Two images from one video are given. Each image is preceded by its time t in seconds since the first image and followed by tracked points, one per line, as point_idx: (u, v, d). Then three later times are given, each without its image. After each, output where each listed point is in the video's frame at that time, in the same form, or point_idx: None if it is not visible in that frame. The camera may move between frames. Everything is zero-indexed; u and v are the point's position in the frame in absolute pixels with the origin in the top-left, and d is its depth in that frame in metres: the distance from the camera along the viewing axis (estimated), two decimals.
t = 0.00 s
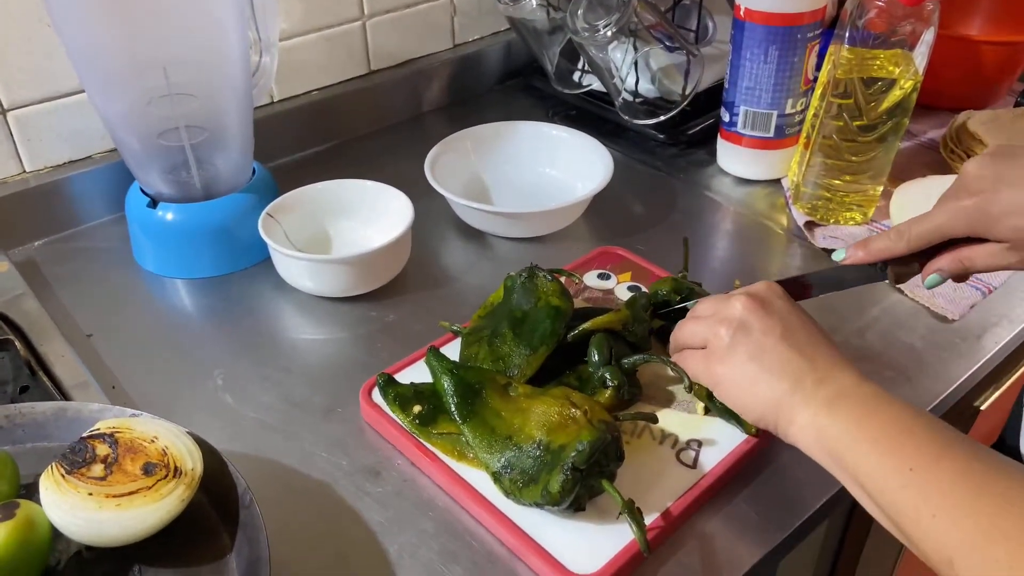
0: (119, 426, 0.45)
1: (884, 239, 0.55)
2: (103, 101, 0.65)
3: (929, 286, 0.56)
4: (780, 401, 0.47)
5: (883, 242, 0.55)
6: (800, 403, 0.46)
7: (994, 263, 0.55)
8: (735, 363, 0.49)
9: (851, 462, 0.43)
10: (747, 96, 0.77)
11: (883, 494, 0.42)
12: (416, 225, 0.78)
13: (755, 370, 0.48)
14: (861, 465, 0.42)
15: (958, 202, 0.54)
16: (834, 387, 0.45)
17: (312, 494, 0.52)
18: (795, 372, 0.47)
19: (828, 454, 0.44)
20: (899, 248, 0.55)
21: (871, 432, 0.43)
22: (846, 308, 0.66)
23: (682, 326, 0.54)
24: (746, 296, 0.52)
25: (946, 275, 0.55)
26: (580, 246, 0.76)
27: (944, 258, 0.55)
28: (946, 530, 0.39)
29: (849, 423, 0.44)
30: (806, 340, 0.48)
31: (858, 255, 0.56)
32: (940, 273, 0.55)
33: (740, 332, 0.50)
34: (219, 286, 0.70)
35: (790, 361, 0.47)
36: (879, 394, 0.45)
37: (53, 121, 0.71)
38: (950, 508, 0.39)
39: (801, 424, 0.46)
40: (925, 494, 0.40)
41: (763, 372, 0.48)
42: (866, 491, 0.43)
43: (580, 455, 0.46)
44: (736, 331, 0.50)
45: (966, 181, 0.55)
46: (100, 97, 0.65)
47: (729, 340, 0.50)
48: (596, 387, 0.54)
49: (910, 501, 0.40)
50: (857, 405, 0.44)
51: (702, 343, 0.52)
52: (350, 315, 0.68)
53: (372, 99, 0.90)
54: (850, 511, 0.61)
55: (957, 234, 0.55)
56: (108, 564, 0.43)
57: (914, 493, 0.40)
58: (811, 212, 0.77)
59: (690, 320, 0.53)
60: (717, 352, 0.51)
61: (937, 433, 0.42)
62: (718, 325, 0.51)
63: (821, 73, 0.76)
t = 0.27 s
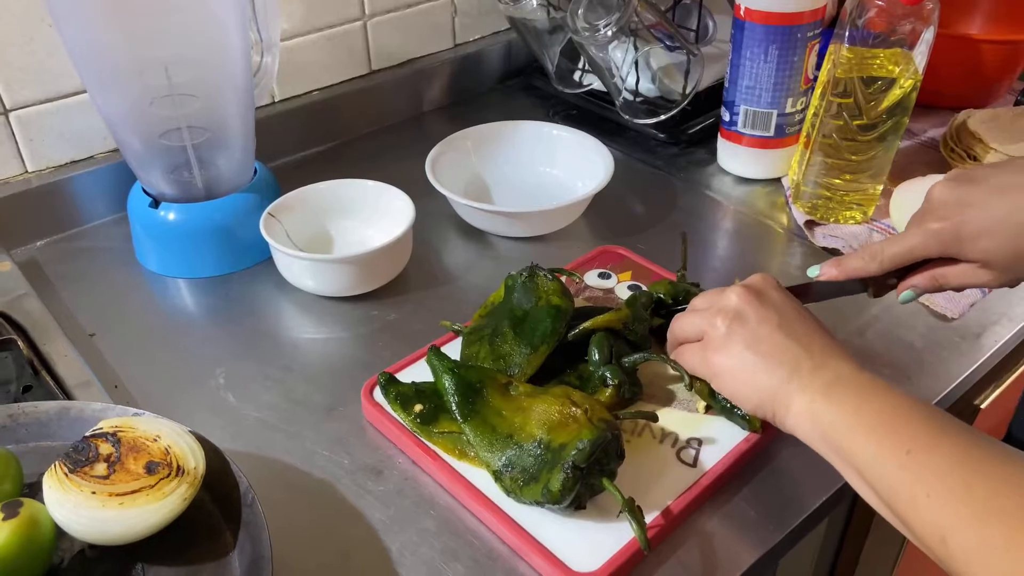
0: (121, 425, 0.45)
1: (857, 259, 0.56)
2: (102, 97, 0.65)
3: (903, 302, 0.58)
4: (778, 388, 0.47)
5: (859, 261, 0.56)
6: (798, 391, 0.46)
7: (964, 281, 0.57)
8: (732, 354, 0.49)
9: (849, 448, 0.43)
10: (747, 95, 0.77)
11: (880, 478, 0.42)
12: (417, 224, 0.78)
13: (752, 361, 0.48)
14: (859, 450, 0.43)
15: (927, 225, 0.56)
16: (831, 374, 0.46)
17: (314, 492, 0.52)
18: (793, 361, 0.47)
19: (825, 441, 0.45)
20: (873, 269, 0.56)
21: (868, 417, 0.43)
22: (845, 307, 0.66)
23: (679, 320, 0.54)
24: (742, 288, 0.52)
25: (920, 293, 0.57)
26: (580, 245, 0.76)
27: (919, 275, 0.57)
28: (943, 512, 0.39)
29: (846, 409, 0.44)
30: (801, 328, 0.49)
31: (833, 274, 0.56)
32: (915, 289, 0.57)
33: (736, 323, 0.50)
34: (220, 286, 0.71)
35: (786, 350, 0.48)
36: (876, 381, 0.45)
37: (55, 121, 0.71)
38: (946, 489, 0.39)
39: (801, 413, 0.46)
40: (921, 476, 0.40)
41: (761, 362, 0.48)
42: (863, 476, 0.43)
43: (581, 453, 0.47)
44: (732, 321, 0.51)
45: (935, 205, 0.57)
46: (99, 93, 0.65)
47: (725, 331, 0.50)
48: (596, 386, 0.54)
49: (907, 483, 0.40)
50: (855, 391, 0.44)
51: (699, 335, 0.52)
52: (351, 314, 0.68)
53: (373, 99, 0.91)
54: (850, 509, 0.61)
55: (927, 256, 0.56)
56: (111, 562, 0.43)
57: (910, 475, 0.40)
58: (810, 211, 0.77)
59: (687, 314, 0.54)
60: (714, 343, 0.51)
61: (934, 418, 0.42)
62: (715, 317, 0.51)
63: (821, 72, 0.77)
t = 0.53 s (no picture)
0: (123, 424, 0.45)
1: (923, 232, 0.64)
2: (103, 96, 0.65)
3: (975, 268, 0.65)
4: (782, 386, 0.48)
5: (920, 235, 0.64)
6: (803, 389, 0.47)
7: None
8: (735, 351, 0.51)
9: (855, 444, 0.44)
10: (747, 95, 0.77)
11: (887, 472, 0.43)
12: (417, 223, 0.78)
13: (757, 360, 0.50)
14: (865, 445, 0.44)
15: (988, 185, 0.63)
16: (835, 371, 0.47)
17: (315, 491, 0.52)
18: (795, 365, 0.48)
19: (832, 438, 0.46)
20: (937, 238, 0.63)
21: (872, 412, 0.44)
22: (846, 305, 0.67)
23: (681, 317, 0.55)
24: (742, 288, 0.54)
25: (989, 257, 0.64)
26: (581, 244, 0.76)
27: (987, 239, 0.64)
28: (949, 500, 0.40)
29: (852, 405, 0.45)
30: (802, 327, 0.51)
31: (896, 249, 0.64)
32: (985, 255, 0.64)
33: (739, 322, 0.52)
34: (222, 285, 0.71)
35: (790, 349, 0.49)
36: (879, 377, 0.47)
37: (56, 121, 0.72)
38: (952, 478, 0.40)
39: (807, 410, 0.47)
40: (927, 467, 0.41)
41: (766, 361, 0.49)
42: (870, 471, 0.44)
43: (581, 452, 0.47)
44: (735, 321, 0.52)
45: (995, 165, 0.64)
46: (100, 93, 0.65)
47: (728, 331, 0.52)
48: (597, 385, 0.55)
49: (913, 475, 0.42)
50: (859, 388, 0.46)
51: (701, 336, 0.53)
52: (352, 313, 0.68)
53: (374, 99, 0.91)
54: (851, 507, 0.61)
55: (994, 215, 0.63)
56: (113, 561, 0.43)
57: (916, 467, 0.42)
58: (810, 210, 0.77)
59: (687, 316, 0.54)
60: (716, 342, 0.52)
61: (937, 412, 0.44)
62: (717, 317, 0.53)
63: (821, 71, 0.77)
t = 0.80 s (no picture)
0: (123, 424, 0.45)
1: (923, 192, 0.65)
2: (102, 97, 0.65)
3: (978, 219, 0.63)
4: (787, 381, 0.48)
5: (920, 196, 0.65)
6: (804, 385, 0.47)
7: None
8: (737, 350, 0.51)
9: (861, 438, 0.44)
10: (747, 94, 0.77)
11: (895, 465, 0.43)
12: (417, 223, 0.78)
13: (759, 356, 0.50)
14: (872, 438, 0.44)
15: (976, 133, 0.65)
16: (836, 365, 0.47)
17: (314, 490, 0.52)
18: (798, 362, 0.48)
19: (836, 432, 0.46)
20: (938, 193, 0.65)
21: (878, 405, 0.44)
22: (846, 304, 0.66)
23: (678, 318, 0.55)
24: (739, 285, 0.54)
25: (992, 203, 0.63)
26: (581, 243, 0.76)
27: (987, 187, 0.63)
28: (962, 493, 0.40)
29: (857, 398, 0.45)
30: (801, 321, 0.51)
31: (901, 213, 0.65)
32: (986, 204, 0.63)
33: (739, 319, 0.52)
34: (222, 285, 0.71)
35: (790, 344, 0.49)
36: (882, 370, 0.46)
37: (55, 121, 0.72)
38: (963, 471, 0.40)
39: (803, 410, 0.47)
40: (937, 459, 0.41)
41: (767, 357, 0.49)
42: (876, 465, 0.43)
43: (581, 451, 0.47)
44: (735, 318, 0.52)
45: (982, 115, 0.66)
46: (100, 93, 0.65)
47: (729, 330, 0.52)
48: (596, 384, 0.54)
49: (924, 468, 0.41)
50: (861, 381, 0.46)
51: (700, 335, 0.53)
52: (352, 313, 0.68)
53: (373, 99, 0.91)
54: (851, 507, 0.61)
55: (984, 161, 0.65)
56: (112, 560, 0.43)
57: (926, 460, 0.41)
58: (810, 209, 0.76)
59: (684, 316, 0.55)
60: (718, 341, 0.52)
61: (942, 404, 0.44)
62: (716, 315, 0.53)
63: (822, 70, 0.77)
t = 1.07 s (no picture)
0: (122, 424, 0.45)
1: (856, 142, 0.66)
2: (102, 96, 0.65)
3: (908, 168, 0.66)
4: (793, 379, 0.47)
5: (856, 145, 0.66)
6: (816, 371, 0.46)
7: (955, 127, 0.63)
8: (745, 347, 0.49)
9: (888, 425, 0.42)
10: (748, 92, 0.76)
11: (927, 455, 0.41)
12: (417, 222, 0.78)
13: (766, 350, 0.48)
14: (900, 425, 0.42)
15: (912, 78, 0.63)
16: (851, 347, 0.45)
17: (314, 490, 0.52)
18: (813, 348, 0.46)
19: (863, 421, 0.44)
20: (869, 142, 0.66)
21: (904, 390, 0.42)
22: (847, 303, 0.66)
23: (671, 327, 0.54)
24: (732, 285, 0.53)
25: (919, 155, 0.64)
26: (581, 242, 0.76)
27: (917, 137, 0.64)
28: (1000, 485, 0.38)
29: (883, 384, 0.43)
30: (805, 310, 0.49)
31: (835, 165, 0.67)
32: (915, 154, 0.65)
33: (739, 318, 0.50)
34: (222, 284, 0.71)
35: (798, 335, 0.47)
36: (905, 353, 0.44)
37: (55, 121, 0.71)
38: (1000, 460, 0.38)
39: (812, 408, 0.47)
40: (970, 448, 0.39)
41: (776, 350, 0.48)
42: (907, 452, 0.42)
43: (582, 451, 0.46)
44: (735, 318, 0.51)
45: (918, 61, 0.64)
46: (100, 92, 0.65)
47: (734, 330, 0.50)
48: (597, 384, 0.54)
49: (957, 457, 0.39)
50: (886, 364, 0.44)
51: (702, 340, 0.52)
52: (352, 312, 0.68)
53: (373, 98, 0.90)
54: (852, 506, 0.61)
55: (918, 113, 0.64)
56: (112, 561, 0.43)
57: (960, 448, 0.40)
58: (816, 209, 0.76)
59: (682, 324, 0.54)
60: (724, 344, 0.51)
61: (974, 389, 0.42)
62: (717, 318, 0.51)
63: (823, 68, 0.76)
